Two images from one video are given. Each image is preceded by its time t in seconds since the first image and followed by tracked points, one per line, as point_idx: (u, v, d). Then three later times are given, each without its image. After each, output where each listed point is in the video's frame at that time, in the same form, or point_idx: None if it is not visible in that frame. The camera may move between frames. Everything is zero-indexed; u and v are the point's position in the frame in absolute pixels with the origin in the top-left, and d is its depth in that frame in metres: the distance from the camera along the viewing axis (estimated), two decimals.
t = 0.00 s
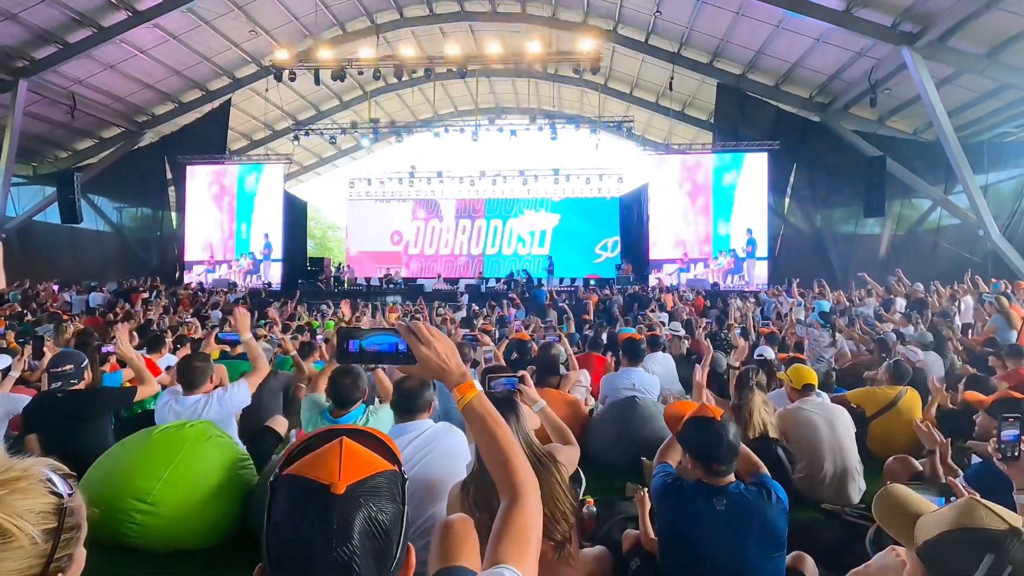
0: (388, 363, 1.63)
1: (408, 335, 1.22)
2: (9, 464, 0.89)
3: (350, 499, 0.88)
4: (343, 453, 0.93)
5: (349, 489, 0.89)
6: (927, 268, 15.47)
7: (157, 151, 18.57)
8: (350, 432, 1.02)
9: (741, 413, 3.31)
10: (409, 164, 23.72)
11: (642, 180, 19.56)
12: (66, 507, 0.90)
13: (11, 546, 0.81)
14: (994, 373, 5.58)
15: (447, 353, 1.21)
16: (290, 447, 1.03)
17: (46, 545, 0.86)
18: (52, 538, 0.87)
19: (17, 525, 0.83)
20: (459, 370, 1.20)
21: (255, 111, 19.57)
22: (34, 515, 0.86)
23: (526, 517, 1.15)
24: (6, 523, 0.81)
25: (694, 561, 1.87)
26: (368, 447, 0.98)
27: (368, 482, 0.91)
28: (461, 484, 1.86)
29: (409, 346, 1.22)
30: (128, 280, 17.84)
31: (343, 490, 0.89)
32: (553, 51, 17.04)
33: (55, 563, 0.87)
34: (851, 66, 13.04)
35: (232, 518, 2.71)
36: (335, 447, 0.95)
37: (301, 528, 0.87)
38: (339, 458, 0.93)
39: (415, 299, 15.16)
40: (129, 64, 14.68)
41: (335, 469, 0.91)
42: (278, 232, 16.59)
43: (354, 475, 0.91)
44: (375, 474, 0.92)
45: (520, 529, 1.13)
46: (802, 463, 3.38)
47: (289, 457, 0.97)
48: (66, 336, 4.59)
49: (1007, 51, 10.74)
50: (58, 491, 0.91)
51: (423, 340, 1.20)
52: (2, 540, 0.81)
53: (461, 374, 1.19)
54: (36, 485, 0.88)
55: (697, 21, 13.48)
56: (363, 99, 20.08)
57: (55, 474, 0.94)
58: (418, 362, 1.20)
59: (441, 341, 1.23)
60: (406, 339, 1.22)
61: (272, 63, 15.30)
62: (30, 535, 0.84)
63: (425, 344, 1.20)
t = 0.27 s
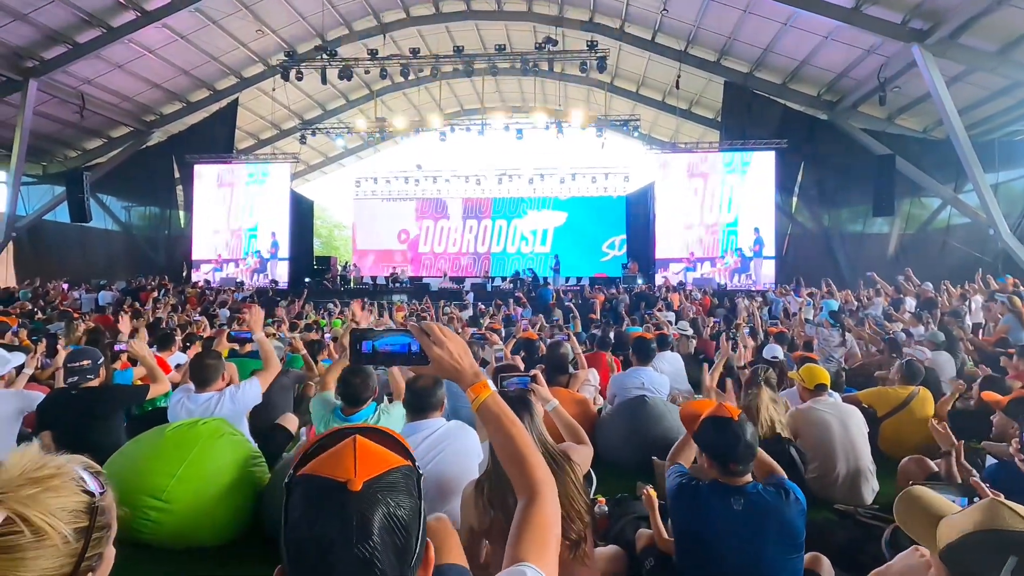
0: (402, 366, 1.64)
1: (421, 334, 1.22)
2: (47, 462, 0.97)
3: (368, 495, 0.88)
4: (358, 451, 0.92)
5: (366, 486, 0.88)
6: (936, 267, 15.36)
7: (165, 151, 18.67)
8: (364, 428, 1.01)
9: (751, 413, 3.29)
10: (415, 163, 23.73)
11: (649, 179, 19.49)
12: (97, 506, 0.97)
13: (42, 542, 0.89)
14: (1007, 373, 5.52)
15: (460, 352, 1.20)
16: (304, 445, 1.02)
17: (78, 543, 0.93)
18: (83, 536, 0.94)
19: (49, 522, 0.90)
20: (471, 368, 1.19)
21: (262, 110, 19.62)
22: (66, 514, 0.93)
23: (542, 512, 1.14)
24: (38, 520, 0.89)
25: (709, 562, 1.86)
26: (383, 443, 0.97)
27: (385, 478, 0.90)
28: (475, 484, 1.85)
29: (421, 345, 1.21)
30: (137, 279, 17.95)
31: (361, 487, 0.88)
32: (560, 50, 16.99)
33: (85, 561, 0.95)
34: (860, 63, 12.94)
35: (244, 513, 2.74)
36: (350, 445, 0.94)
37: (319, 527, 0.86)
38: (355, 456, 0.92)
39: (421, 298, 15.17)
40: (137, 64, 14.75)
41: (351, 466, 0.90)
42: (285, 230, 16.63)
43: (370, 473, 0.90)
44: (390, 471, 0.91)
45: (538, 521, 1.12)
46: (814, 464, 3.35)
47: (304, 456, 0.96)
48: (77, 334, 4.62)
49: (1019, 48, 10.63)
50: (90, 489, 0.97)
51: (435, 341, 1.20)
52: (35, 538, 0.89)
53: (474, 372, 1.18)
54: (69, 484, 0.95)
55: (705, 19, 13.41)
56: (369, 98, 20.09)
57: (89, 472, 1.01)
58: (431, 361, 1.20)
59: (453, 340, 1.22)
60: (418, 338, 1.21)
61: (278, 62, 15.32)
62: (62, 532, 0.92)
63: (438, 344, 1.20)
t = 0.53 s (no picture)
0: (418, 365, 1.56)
1: (440, 333, 1.21)
2: (85, 460, 0.98)
3: (409, 499, 0.88)
4: (396, 452, 0.92)
5: (407, 489, 0.88)
6: (948, 266, 15.22)
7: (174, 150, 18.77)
8: (399, 427, 1.01)
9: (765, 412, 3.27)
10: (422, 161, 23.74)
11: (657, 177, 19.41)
12: (134, 505, 0.99)
13: (83, 543, 0.91)
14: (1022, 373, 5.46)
15: (479, 352, 1.20)
16: (338, 444, 1.01)
17: (116, 544, 0.95)
18: (121, 536, 0.96)
19: (89, 524, 0.92)
20: (491, 367, 1.19)
21: (269, 109, 19.69)
22: (104, 514, 0.94)
23: (567, 511, 1.14)
24: (79, 523, 0.91)
25: (728, 562, 1.85)
26: (419, 444, 0.97)
27: (425, 481, 0.89)
28: (494, 482, 1.84)
29: (441, 345, 1.21)
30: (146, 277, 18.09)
31: (401, 491, 0.88)
32: (567, 47, 16.94)
33: (124, 560, 0.97)
34: (870, 60, 12.84)
35: (260, 509, 2.77)
36: (388, 446, 0.93)
37: (361, 530, 0.87)
38: (394, 458, 0.91)
39: (428, 296, 15.21)
40: (146, 64, 14.84)
41: (391, 468, 0.90)
42: (292, 228, 16.62)
43: (411, 476, 0.89)
44: (430, 474, 0.91)
45: (566, 517, 1.13)
46: (828, 464, 3.34)
47: (340, 457, 0.96)
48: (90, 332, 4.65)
49: None
50: (127, 489, 1.00)
51: (455, 340, 1.19)
52: (74, 538, 0.91)
53: (493, 371, 1.18)
54: (107, 484, 0.97)
55: (713, 16, 13.33)
56: (376, 96, 20.12)
57: (124, 473, 1.03)
58: (451, 361, 1.19)
59: (472, 340, 1.22)
60: (437, 338, 1.21)
61: (286, 61, 15.37)
62: (101, 533, 0.93)
63: (458, 343, 1.19)
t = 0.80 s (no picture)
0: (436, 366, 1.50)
1: (457, 334, 1.24)
2: (116, 458, 1.00)
3: (435, 507, 0.87)
4: (425, 454, 0.92)
5: (434, 496, 0.87)
6: (960, 263, 15.06)
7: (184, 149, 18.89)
8: (424, 426, 1.00)
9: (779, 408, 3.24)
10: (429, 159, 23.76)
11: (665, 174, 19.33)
12: (164, 501, 1.01)
13: (116, 538, 0.93)
14: None
15: (496, 352, 1.23)
16: (362, 443, 1.01)
17: (147, 539, 0.97)
18: (153, 532, 0.98)
19: (122, 519, 0.94)
20: (508, 369, 1.21)
21: (277, 108, 19.77)
22: (137, 509, 0.96)
23: (589, 509, 1.13)
24: (113, 518, 0.92)
25: (745, 561, 1.84)
26: (446, 445, 0.96)
27: (451, 488, 0.89)
28: (509, 480, 1.84)
29: (458, 345, 1.23)
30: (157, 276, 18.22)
31: (428, 498, 0.87)
32: (574, 44, 16.89)
33: (155, 554, 0.99)
34: (881, 56, 12.72)
35: (275, 506, 2.79)
36: (416, 448, 0.92)
37: (387, 536, 0.86)
38: (422, 462, 0.91)
39: (435, 294, 15.25)
40: (156, 63, 14.93)
41: (418, 473, 0.90)
42: (300, 227, 16.70)
43: (438, 482, 0.89)
44: (457, 479, 0.91)
45: (588, 515, 1.12)
46: (841, 462, 3.32)
47: (366, 458, 0.95)
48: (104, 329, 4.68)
49: None
50: (157, 484, 1.02)
51: (472, 341, 1.22)
52: (108, 533, 0.92)
53: (510, 372, 1.20)
54: (138, 480, 0.99)
55: (722, 12, 13.26)
56: (383, 95, 20.14)
57: (153, 468, 1.05)
58: (468, 362, 1.22)
59: (489, 340, 1.24)
60: (454, 339, 1.24)
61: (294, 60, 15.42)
62: (134, 528, 0.95)
63: (474, 344, 1.22)
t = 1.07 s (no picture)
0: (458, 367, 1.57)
1: (476, 336, 1.26)
2: (139, 455, 1.01)
3: (450, 523, 0.86)
4: (442, 462, 0.89)
5: (450, 512, 0.85)
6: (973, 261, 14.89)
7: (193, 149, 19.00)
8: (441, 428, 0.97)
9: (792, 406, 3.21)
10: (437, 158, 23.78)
11: (673, 172, 19.26)
12: (186, 498, 1.03)
13: (139, 535, 0.94)
14: None
15: (515, 353, 1.25)
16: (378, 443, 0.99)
17: (170, 536, 0.98)
18: (175, 528, 0.99)
19: (146, 516, 0.95)
20: (527, 369, 1.22)
21: (286, 108, 19.85)
22: (159, 506, 0.97)
23: (609, 508, 1.13)
24: (137, 515, 0.93)
25: (759, 559, 1.83)
26: (464, 449, 0.94)
27: (468, 502, 0.87)
28: (522, 478, 1.84)
29: (477, 347, 1.25)
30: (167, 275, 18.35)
31: (444, 514, 0.86)
32: (581, 42, 16.83)
33: (178, 551, 1.00)
34: (892, 51, 12.59)
35: (286, 503, 2.81)
36: (432, 454, 0.90)
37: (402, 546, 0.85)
38: (438, 474, 0.88)
39: (443, 293, 15.28)
40: (166, 64, 15.02)
41: (435, 484, 0.87)
42: (310, 226, 16.87)
43: (453, 497, 0.87)
44: (474, 492, 0.88)
45: (607, 514, 1.12)
46: (854, 461, 3.29)
47: (381, 460, 0.93)
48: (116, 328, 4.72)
49: None
50: (178, 482, 1.03)
51: (491, 342, 1.24)
52: (132, 530, 0.93)
53: (530, 372, 1.21)
54: (161, 477, 1.00)
55: (730, 8, 13.16)
56: (390, 94, 20.17)
57: (175, 466, 1.07)
58: (487, 363, 1.24)
59: (508, 341, 1.26)
60: (473, 340, 1.26)
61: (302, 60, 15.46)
62: (157, 525, 0.96)
63: (493, 345, 1.24)
